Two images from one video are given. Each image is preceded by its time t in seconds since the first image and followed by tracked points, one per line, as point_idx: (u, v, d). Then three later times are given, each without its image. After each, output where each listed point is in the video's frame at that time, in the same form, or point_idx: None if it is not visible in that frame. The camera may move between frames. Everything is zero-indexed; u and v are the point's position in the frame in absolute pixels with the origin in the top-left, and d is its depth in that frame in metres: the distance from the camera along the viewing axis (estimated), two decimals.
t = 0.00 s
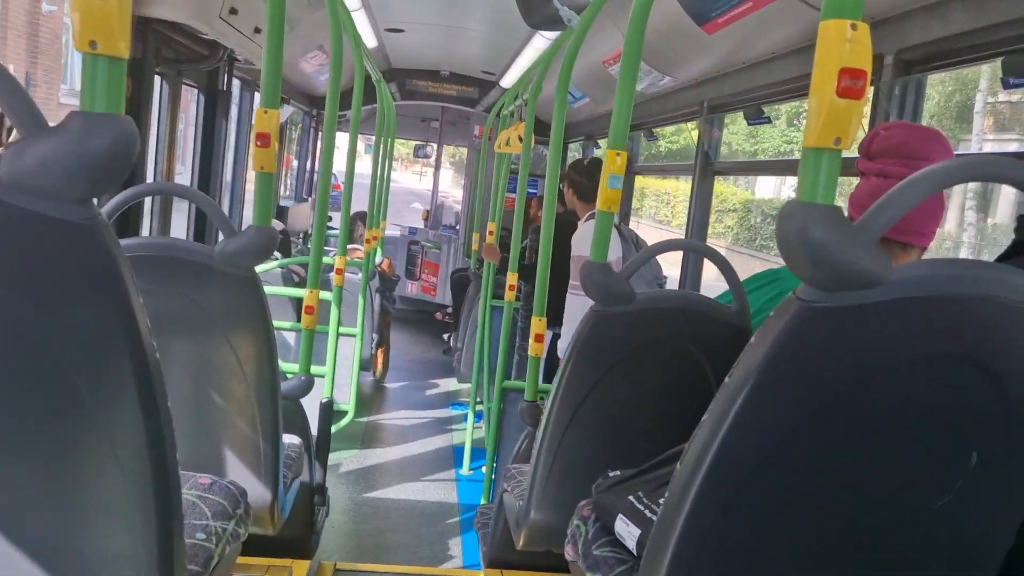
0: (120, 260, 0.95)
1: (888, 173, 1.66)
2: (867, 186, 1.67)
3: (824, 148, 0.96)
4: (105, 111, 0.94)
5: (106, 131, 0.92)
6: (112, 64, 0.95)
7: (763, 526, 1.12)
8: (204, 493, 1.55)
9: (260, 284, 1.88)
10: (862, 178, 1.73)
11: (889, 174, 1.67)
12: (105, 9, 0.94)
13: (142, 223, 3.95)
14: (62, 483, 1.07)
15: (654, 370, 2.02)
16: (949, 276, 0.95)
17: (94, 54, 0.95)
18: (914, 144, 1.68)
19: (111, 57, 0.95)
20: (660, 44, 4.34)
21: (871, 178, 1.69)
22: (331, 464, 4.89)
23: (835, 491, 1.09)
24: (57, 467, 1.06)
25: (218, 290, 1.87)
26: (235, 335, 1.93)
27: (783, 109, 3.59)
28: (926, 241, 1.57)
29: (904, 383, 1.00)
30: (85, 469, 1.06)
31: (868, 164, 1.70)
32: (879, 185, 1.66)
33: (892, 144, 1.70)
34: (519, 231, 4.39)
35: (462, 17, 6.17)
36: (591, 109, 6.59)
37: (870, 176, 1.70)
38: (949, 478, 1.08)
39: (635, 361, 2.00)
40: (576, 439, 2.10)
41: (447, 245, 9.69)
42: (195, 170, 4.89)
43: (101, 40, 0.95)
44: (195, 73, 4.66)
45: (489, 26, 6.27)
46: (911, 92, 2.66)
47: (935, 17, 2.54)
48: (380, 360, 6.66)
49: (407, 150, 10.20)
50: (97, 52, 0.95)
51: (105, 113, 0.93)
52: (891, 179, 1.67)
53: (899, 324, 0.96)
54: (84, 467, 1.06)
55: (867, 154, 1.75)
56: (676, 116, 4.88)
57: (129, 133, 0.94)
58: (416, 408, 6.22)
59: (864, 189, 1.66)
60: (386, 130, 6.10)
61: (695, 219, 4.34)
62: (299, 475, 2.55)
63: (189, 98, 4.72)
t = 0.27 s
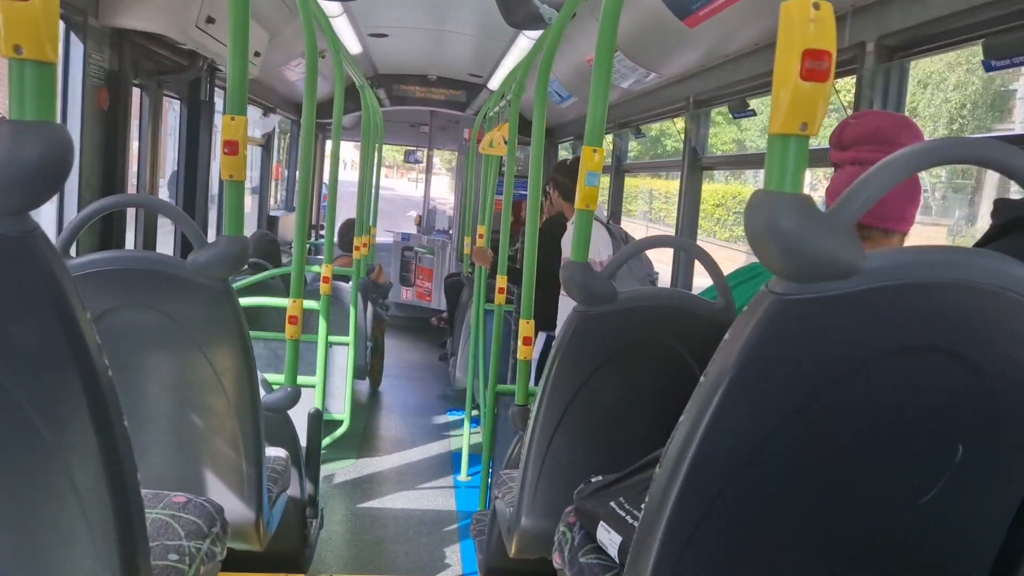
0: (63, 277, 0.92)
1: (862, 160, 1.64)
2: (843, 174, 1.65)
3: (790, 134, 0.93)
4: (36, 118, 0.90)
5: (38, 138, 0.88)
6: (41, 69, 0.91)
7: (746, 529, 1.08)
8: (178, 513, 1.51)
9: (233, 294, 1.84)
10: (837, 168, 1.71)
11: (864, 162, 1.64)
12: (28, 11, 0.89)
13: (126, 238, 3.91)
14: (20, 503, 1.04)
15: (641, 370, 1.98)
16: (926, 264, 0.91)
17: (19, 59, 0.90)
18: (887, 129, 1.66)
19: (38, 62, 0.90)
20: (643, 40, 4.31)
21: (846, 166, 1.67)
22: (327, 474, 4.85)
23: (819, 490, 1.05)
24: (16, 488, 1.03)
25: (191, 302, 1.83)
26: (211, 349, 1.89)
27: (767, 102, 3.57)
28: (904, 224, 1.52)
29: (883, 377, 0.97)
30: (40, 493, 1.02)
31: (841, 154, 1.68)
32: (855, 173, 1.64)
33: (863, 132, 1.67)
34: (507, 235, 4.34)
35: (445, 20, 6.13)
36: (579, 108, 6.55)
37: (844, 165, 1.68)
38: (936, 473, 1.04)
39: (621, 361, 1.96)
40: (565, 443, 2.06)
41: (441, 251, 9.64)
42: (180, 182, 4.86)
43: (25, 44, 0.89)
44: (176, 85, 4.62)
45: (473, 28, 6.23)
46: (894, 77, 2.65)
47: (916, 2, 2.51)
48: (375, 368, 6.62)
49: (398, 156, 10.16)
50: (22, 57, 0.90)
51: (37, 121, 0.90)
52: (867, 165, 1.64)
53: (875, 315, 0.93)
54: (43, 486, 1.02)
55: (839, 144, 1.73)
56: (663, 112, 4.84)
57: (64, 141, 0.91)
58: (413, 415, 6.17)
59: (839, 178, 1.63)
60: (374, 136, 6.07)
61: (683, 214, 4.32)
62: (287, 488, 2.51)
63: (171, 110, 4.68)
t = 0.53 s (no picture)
0: (91, 297, 0.95)
1: (865, 169, 1.68)
2: (846, 183, 1.69)
3: (794, 153, 0.97)
4: (66, 146, 0.93)
5: (67, 166, 0.91)
6: (71, 99, 0.94)
7: (755, 535, 1.11)
8: (195, 525, 1.54)
9: (244, 308, 1.87)
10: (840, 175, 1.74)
11: (868, 170, 1.67)
12: (60, 44, 0.93)
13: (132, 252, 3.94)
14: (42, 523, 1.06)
15: (647, 379, 2.01)
16: (927, 275, 0.94)
17: (52, 90, 0.93)
18: (890, 137, 1.69)
19: (68, 92, 0.94)
20: (642, 50, 4.35)
21: (849, 175, 1.70)
22: (332, 483, 4.86)
23: (825, 496, 1.08)
24: (39, 507, 1.05)
25: (203, 316, 1.86)
26: (223, 363, 1.92)
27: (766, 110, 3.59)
28: (908, 234, 1.57)
29: (887, 385, 1.00)
30: (66, 509, 1.05)
31: (845, 162, 1.71)
32: (857, 182, 1.68)
33: (867, 141, 1.71)
34: (510, 245, 4.37)
35: (444, 31, 6.18)
36: (578, 116, 6.60)
37: (848, 173, 1.71)
38: (939, 478, 1.07)
39: (627, 369, 1.99)
40: (572, 451, 2.09)
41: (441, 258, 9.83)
42: (184, 196, 4.89)
43: (57, 75, 0.93)
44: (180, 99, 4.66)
45: (472, 38, 6.28)
46: (890, 82, 2.66)
47: (911, 12, 2.55)
48: (378, 377, 6.64)
49: (398, 165, 10.20)
50: (55, 88, 0.93)
51: (66, 148, 0.93)
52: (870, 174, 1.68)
53: (878, 326, 0.96)
54: (65, 505, 1.05)
55: (842, 152, 1.76)
56: (662, 120, 4.88)
57: (92, 167, 0.94)
58: (417, 423, 6.19)
59: (842, 187, 1.67)
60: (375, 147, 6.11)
61: (684, 222, 4.34)
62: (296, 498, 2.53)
63: (174, 124, 4.72)
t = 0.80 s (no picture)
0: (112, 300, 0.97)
1: (869, 191, 1.68)
2: (849, 204, 1.69)
3: (805, 171, 0.99)
4: (94, 151, 0.95)
5: (94, 170, 0.94)
6: (102, 106, 0.97)
7: (757, 549, 1.12)
8: (201, 527, 1.57)
9: (251, 315, 1.88)
10: (844, 196, 1.74)
11: (870, 192, 1.68)
12: (93, 51, 0.96)
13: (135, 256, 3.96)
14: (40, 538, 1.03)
15: (649, 392, 2.02)
16: (931, 295, 0.97)
17: (82, 95, 0.96)
18: (893, 160, 1.72)
19: (100, 98, 0.97)
20: (646, 67, 4.39)
21: (853, 196, 1.70)
22: (329, 492, 4.86)
23: (827, 511, 1.10)
24: (37, 521, 1.03)
25: (212, 322, 1.88)
26: (229, 368, 1.94)
27: (770, 128, 3.63)
28: (910, 254, 1.61)
29: (889, 402, 1.01)
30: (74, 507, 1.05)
31: (848, 183, 1.71)
32: (860, 204, 1.68)
33: (872, 162, 1.74)
34: (512, 257, 4.38)
35: (450, 44, 6.22)
36: (581, 131, 6.64)
37: (851, 194, 1.71)
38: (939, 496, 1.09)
39: (629, 383, 2.01)
40: (573, 464, 2.10)
41: (441, 269, 9.81)
42: (187, 202, 4.92)
43: (89, 82, 0.96)
44: (186, 105, 4.69)
45: (477, 52, 6.33)
46: (893, 105, 2.70)
47: (915, 35, 2.59)
48: (376, 387, 6.64)
49: (399, 176, 10.24)
50: (86, 94, 0.96)
51: (94, 153, 0.95)
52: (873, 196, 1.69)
53: (882, 344, 0.98)
54: (68, 516, 1.03)
55: (848, 172, 1.79)
56: (664, 137, 4.92)
57: (118, 172, 0.96)
58: (414, 434, 6.19)
59: (845, 208, 1.67)
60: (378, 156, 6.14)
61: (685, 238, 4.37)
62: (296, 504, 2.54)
63: (180, 130, 4.75)
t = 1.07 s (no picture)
0: (120, 284, 0.98)
1: (877, 207, 1.71)
2: (858, 219, 1.72)
3: (812, 181, 0.99)
4: (108, 134, 0.96)
5: (107, 153, 0.94)
6: (117, 89, 0.97)
7: (752, 555, 1.12)
8: (197, 517, 1.57)
9: (254, 306, 1.88)
10: (853, 211, 1.77)
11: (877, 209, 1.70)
12: (111, 35, 0.96)
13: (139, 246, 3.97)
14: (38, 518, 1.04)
15: (648, 399, 2.02)
16: (934, 309, 0.97)
17: (98, 78, 0.97)
18: (900, 177, 1.73)
19: (116, 82, 0.97)
20: (655, 75, 4.40)
21: (861, 211, 1.73)
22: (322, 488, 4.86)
23: (822, 521, 1.10)
24: (38, 500, 1.04)
25: (214, 312, 1.87)
26: (228, 359, 1.94)
27: (776, 142, 3.63)
28: (914, 271, 1.63)
29: (889, 414, 1.02)
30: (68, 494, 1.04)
31: (858, 200, 1.74)
32: (868, 219, 1.71)
33: (879, 179, 1.74)
34: (514, 260, 4.38)
35: (460, 46, 6.24)
36: (588, 138, 6.65)
37: (860, 209, 1.74)
38: (936, 510, 1.09)
39: (628, 389, 2.01)
40: (569, 466, 2.11)
41: (442, 270, 9.82)
42: (192, 193, 4.93)
43: (106, 65, 0.96)
44: (195, 97, 4.71)
45: (487, 55, 6.35)
46: (899, 122, 2.71)
47: (925, 53, 2.59)
48: (373, 385, 6.64)
49: (405, 176, 10.25)
50: (102, 77, 0.97)
51: (108, 136, 0.95)
52: (881, 212, 1.71)
53: (883, 356, 0.98)
54: (65, 498, 1.04)
55: (855, 185, 1.80)
56: (671, 146, 4.93)
57: (131, 156, 0.96)
58: (409, 433, 6.19)
59: (852, 222, 1.70)
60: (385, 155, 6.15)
61: (688, 249, 4.39)
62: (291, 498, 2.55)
63: (188, 121, 4.76)
